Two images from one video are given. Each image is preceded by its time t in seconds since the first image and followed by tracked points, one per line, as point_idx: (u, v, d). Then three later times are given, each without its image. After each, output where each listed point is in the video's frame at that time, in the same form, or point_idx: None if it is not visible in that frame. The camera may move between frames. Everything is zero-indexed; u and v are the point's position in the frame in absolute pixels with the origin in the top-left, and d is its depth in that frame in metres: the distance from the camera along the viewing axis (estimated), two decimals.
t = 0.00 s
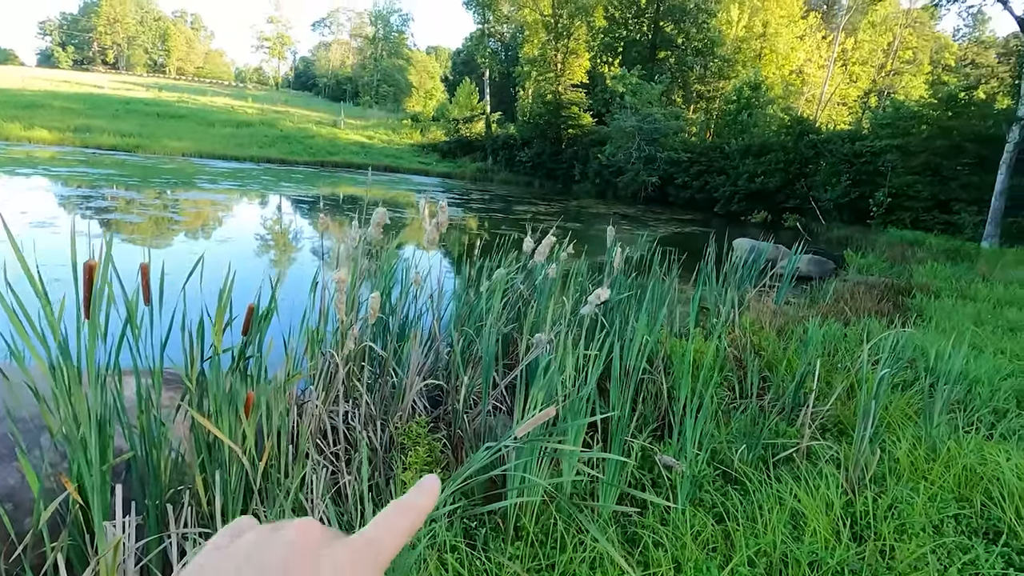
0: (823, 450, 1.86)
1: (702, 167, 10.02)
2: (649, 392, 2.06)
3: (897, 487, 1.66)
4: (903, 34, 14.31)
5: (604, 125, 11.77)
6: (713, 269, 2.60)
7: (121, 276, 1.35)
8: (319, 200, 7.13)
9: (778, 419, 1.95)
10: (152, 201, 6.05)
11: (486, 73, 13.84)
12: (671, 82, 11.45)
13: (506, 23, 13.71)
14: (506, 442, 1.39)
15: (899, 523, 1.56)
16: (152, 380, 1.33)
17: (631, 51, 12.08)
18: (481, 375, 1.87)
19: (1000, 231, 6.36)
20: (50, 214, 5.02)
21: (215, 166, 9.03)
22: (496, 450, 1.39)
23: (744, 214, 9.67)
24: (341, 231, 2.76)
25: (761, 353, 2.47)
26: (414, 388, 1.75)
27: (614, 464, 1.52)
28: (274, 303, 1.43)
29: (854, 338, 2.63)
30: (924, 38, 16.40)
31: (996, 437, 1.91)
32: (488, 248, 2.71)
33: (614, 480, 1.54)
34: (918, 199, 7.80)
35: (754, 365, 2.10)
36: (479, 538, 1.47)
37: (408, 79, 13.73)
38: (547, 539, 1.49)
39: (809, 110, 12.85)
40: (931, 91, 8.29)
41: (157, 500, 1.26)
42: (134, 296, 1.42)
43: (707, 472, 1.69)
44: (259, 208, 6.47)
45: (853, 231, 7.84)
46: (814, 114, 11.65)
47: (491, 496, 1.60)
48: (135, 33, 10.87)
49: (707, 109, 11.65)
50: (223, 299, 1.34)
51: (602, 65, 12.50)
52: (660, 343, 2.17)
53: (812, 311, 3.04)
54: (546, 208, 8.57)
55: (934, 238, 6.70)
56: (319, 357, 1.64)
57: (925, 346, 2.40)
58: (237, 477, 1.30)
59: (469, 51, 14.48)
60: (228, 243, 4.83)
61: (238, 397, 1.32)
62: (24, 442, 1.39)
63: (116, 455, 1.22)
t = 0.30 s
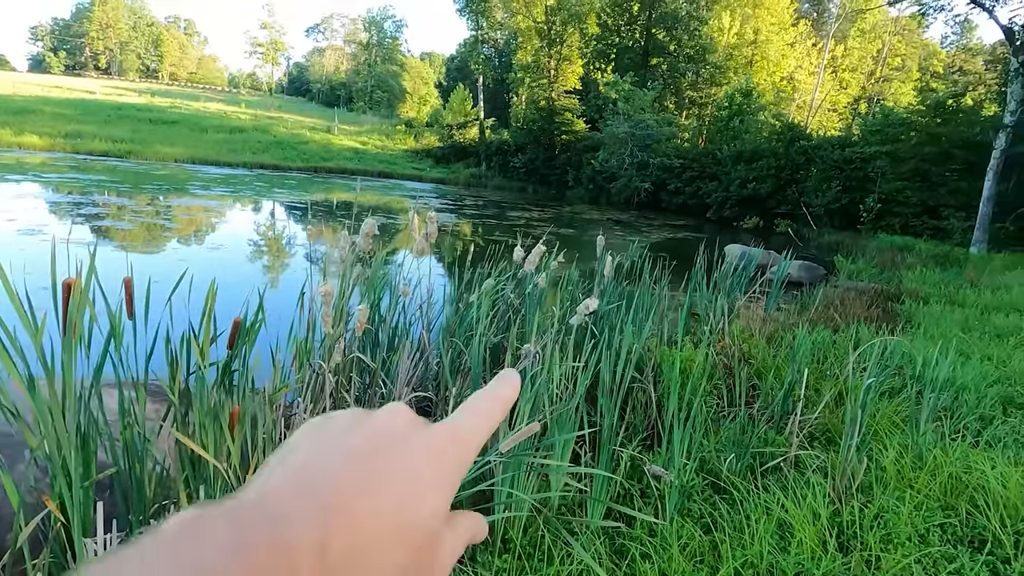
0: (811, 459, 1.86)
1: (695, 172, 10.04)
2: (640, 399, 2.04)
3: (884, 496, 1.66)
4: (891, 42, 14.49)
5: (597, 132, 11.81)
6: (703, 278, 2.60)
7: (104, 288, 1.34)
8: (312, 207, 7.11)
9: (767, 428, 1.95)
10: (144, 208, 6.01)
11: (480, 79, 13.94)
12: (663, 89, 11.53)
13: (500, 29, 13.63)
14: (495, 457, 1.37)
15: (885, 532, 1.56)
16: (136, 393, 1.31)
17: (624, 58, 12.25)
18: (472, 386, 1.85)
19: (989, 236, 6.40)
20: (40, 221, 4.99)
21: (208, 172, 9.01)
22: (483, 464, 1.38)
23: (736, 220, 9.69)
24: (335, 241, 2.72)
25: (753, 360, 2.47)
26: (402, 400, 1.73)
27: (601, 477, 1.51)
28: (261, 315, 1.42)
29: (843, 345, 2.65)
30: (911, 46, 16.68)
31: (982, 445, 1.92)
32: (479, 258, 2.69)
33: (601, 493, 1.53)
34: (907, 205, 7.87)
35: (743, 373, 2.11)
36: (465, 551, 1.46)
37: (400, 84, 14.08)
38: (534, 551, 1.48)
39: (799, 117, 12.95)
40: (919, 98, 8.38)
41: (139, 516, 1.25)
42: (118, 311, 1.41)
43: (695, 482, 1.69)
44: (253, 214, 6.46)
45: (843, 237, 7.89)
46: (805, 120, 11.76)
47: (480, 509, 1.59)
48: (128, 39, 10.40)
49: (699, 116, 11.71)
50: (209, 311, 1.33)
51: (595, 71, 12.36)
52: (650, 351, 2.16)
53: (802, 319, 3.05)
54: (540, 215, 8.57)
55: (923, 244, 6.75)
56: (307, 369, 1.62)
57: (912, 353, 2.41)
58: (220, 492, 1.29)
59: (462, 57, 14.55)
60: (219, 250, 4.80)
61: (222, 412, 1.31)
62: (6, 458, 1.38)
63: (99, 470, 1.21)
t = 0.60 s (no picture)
0: (802, 465, 1.87)
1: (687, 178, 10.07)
2: (632, 406, 2.04)
3: (873, 503, 1.67)
4: (881, 49, 14.61)
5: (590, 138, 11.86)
6: (695, 284, 2.60)
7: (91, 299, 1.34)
8: (306, 213, 7.10)
9: (758, 434, 1.95)
10: (136, 214, 6.00)
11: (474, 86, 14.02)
12: (655, 95, 11.61)
13: (494, 37, 13.95)
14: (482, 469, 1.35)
15: (874, 539, 1.57)
16: (123, 406, 1.31)
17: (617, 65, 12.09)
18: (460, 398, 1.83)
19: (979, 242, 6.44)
20: (30, 227, 4.98)
21: (200, 177, 9.01)
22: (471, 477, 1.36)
23: (728, 226, 9.69)
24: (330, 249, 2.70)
25: (744, 366, 2.47)
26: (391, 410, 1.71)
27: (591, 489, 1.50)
28: (248, 328, 1.41)
29: (833, 351, 2.65)
30: (902, 53, 16.80)
31: (971, 451, 1.92)
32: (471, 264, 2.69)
33: (591, 504, 1.52)
34: (897, 211, 7.92)
35: (734, 380, 2.10)
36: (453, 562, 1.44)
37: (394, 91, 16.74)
38: (524, 562, 1.47)
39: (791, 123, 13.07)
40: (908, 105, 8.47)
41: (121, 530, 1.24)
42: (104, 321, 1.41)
43: (685, 489, 1.69)
44: (246, 220, 6.47)
45: (834, 242, 7.93)
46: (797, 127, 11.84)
47: (470, 520, 1.58)
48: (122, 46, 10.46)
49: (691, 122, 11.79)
50: (194, 323, 1.32)
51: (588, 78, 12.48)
52: (641, 358, 2.15)
53: (795, 325, 3.06)
54: (534, 220, 8.60)
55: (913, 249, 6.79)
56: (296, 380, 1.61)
57: (902, 359, 2.42)
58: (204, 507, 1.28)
59: (458, 64, 14.66)
60: (211, 256, 4.78)
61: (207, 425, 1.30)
62: None
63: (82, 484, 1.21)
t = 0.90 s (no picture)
0: (796, 470, 1.87)
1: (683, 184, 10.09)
2: (627, 412, 2.04)
3: (867, 508, 1.67)
4: (874, 56, 14.72)
5: (585, 144, 11.88)
6: (690, 289, 2.60)
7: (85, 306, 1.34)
8: (302, 218, 7.10)
9: (752, 439, 1.95)
10: (131, 220, 5.99)
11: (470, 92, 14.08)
12: (651, 102, 11.66)
13: (490, 43, 14.03)
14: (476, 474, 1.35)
15: (869, 544, 1.57)
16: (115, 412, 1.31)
17: (612, 71, 12.25)
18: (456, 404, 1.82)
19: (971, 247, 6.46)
20: (24, 233, 4.96)
21: (196, 184, 9.00)
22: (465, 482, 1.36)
23: (723, 231, 9.70)
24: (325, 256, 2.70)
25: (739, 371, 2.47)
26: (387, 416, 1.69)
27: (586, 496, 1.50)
28: (242, 335, 1.41)
29: (828, 355, 2.66)
30: (894, 61, 16.94)
31: (964, 455, 1.93)
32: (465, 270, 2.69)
33: (585, 510, 1.53)
34: (891, 216, 7.95)
35: (729, 384, 2.11)
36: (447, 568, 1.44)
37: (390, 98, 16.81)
38: (519, 570, 1.47)
39: (785, 129, 13.14)
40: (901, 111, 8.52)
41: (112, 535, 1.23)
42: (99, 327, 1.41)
43: (680, 495, 1.69)
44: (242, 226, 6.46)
45: (829, 247, 7.95)
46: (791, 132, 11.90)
47: (465, 527, 1.58)
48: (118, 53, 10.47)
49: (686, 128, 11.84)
50: (189, 329, 1.32)
51: (584, 84, 12.38)
52: (636, 364, 2.15)
53: (789, 329, 3.06)
54: (530, 225, 8.61)
55: (907, 254, 6.82)
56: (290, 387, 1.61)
57: (895, 364, 2.42)
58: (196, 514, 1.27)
59: (454, 70, 14.71)
60: (207, 262, 4.77)
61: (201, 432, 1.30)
62: None
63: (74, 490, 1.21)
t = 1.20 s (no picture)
0: (797, 474, 1.87)
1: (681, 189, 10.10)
2: (627, 416, 2.04)
3: (868, 512, 1.67)
4: (871, 61, 14.77)
5: (584, 149, 11.91)
6: (689, 294, 2.60)
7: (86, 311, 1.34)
8: (301, 224, 7.11)
9: (753, 444, 1.95)
10: (130, 226, 6.00)
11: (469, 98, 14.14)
12: (648, 107, 11.70)
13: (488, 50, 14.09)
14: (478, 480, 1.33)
15: (870, 548, 1.56)
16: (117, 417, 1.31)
17: (611, 77, 12.30)
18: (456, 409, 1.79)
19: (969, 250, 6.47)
20: (23, 240, 4.96)
21: (195, 190, 9.02)
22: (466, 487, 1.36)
23: (722, 235, 9.69)
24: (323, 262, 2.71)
25: (738, 375, 2.46)
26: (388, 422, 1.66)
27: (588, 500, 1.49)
28: (244, 341, 1.41)
29: (827, 359, 2.65)
30: (891, 66, 16.99)
31: (965, 458, 1.92)
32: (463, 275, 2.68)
33: (587, 517, 1.52)
34: (888, 220, 7.97)
35: (728, 389, 2.11)
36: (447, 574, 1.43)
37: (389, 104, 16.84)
38: None
39: (783, 134, 13.20)
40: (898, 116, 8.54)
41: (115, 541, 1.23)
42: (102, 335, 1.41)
43: (681, 498, 1.69)
44: (241, 232, 6.48)
45: (827, 251, 7.96)
46: (789, 137, 11.93)
47: (465, 533, 1.57)
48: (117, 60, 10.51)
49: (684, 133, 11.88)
50: (192, 336, 1.33)
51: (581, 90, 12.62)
52: (636, 368, 2.14)
53: (789, 334, 3.07)
54: (529, 231, 8.63)
55: (905, 258, 6.82)
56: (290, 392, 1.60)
57: (895, 367, 2.42)
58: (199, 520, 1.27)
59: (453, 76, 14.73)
60: (206, 269, 4.77)
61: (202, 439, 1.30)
62: None
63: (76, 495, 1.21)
